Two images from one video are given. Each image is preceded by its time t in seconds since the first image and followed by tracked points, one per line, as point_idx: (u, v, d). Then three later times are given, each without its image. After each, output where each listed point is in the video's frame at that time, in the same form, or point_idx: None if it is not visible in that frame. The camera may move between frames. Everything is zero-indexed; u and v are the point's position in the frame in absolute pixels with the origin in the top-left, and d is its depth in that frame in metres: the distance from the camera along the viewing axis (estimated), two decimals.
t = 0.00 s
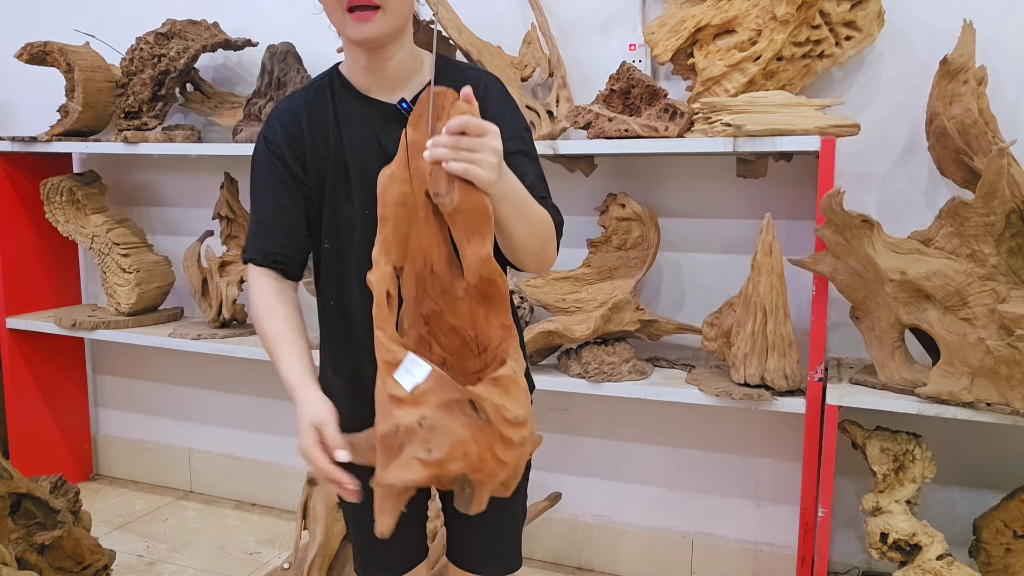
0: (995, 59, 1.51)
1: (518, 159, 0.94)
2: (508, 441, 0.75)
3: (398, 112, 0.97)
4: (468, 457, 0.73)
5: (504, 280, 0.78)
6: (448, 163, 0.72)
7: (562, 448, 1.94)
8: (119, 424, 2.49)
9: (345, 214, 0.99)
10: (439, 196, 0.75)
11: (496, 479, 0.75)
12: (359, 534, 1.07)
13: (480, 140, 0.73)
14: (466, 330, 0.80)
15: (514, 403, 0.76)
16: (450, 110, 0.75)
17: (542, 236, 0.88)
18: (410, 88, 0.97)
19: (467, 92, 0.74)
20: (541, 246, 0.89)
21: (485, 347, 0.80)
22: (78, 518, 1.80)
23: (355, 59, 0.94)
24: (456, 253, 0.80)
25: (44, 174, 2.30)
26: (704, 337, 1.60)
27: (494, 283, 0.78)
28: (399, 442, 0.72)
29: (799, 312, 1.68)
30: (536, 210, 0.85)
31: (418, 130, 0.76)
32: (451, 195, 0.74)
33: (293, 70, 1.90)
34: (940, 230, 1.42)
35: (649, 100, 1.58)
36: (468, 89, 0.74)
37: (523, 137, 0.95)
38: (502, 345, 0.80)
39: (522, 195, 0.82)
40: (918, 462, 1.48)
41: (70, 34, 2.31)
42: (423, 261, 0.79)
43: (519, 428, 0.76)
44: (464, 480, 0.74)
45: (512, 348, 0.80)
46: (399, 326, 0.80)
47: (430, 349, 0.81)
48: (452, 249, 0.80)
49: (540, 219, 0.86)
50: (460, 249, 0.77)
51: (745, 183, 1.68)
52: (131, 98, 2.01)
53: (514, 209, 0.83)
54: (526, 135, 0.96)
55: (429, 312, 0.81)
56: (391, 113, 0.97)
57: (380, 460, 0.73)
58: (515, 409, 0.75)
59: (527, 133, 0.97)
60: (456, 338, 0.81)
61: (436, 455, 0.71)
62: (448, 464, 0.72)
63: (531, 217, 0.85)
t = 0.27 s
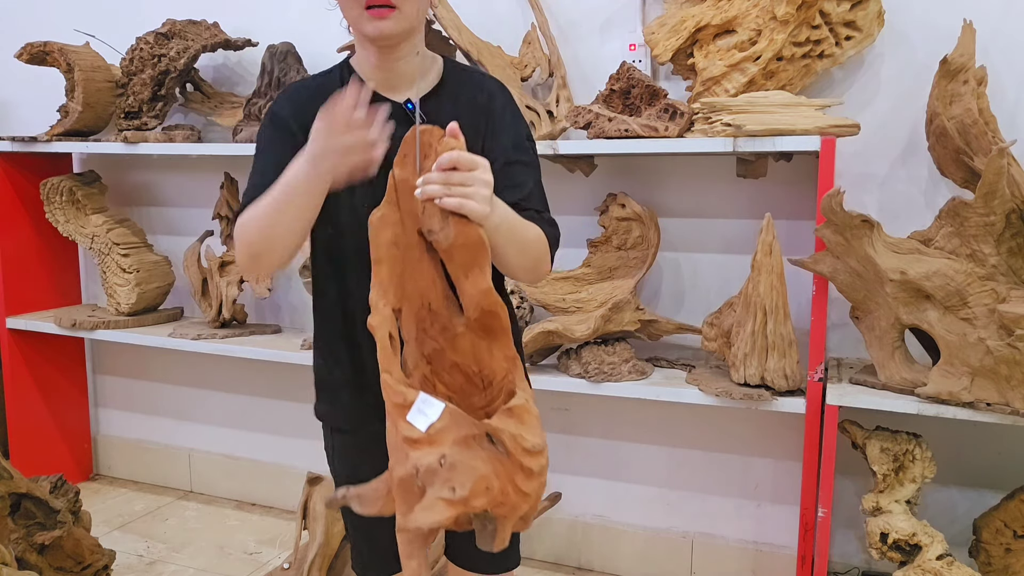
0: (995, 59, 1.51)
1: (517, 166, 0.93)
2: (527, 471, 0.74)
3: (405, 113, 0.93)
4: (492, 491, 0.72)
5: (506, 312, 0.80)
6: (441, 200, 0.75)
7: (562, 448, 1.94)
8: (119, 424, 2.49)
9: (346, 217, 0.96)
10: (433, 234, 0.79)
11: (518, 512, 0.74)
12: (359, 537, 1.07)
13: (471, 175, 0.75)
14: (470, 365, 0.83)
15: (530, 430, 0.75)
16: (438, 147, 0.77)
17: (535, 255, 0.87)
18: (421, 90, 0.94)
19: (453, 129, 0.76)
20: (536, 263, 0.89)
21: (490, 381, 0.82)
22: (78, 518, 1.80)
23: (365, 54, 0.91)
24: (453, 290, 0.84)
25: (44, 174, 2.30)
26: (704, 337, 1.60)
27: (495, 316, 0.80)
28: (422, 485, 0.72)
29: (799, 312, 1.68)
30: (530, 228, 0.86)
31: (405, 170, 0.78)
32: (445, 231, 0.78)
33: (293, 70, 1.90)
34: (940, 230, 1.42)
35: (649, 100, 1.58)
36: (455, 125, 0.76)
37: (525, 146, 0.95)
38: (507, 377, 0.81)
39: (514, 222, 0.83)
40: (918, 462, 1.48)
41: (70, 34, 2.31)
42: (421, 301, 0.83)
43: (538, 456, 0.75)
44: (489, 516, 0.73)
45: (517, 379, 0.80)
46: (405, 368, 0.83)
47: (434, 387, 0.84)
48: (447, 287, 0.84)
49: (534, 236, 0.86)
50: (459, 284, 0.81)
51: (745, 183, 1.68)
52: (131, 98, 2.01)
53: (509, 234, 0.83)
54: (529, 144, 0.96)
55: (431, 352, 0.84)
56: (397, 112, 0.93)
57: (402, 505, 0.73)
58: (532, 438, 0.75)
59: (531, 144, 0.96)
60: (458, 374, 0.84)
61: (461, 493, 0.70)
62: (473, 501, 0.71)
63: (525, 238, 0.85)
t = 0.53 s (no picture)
0: (995, 59, 1.51)
1: (525, 181, 0.91)
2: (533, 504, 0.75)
3: (424, 109, 0.85)
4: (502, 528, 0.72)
5: (500, 349, 0.80)
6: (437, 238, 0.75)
7: (562, 448, 1.94)
8: (119, 424, 2.49)
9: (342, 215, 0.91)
10: (428, 273, 0.77)
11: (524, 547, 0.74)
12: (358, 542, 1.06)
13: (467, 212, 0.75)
14: (463, 402, 0.82)
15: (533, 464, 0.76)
16: (431, 188, 0.77)
17: (529, 279, 0.89)
18: (448, 88, 0.87)
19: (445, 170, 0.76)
20: (528, 287, 0.90)
21: (483, 418, 0.81)
22: (78, 518, 1.80)
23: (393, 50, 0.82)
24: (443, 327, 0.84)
25: (44, 175, 2.30)
26: (703, 337, 1.60)
27: (489, 353, 0.80)
28: (434, 527, 0.71)
29: (799, 312, 1.68)
30: (521, 255, 0.87)
31: (395, 211, 0.78)
32: (441, 269, 0.77)
33: (292, 69, 1.90)
34: (940, 230, 1.42)
35: (649, 100, 1.58)
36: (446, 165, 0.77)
37: (539, 163, 0.92)
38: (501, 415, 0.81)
39: (507, 252, 0.84)
40: (918, 463, 1.48)
41: (70, 34, 2.31)
42: (413, 340, 0.82)
43: (541, 491, 0.76)
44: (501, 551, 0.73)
45: (512, 415, 0.80)
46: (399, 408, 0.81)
47: (427, 427, 0.82)
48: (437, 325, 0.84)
49: (528, 262, 0.88)
50: (453, 321, 0.80)
51: (745, 183, 1.68)
52: (131, 98, 2.01)
53: (502, 264, 0.84)
54: (542, 162, 0.92)
55: (423, 392, 0.83)
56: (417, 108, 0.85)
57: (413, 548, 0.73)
58: (536, 473, 0.75)
59: (546, 159, 0.93)
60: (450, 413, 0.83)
61: (474, 534, 0.70)
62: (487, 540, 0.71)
63: (517, 267, 0.86)
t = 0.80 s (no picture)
0: (995, 60, 1.51)
1: (530, 182, 0.91)
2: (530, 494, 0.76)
3: (439, 106, 0.91)
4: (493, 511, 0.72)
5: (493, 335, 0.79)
6: (433, 225, 0.74)
7: (562, 448, 1.94)
8: (119, 424, 2.49)
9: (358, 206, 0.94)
10: (421, 259, 0.76)
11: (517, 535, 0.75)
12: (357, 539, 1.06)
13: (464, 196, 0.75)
14: (456, 388, 0.82)
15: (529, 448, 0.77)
16: (423, 173, 0.77)
17: (525, 274, 0.87)
18: (463, 87, 0.92)
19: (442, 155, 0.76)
20: (525, 280, 0.88)
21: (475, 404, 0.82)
22: (78, 518, 1.80)
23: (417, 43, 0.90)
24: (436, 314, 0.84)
25: (44, 174, 2.30)
26: (703, 337, 1.60)
27: (482, 339, 0.79)
28: (433, 512, 0.71)
29: (799, 312, 1.68)
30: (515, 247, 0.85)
31: (387, 197, 0.78)
32: (434, 255, 0.75)
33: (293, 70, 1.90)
34: (940, 230, 1.42)
35: (649, 100, 1.58)
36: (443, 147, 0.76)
37: (544, 164, 0.91)
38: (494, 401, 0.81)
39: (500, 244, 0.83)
40: (918, 463, 1.48)
41: (70, 35, 2.31)
42: (405, 327, 0.82)
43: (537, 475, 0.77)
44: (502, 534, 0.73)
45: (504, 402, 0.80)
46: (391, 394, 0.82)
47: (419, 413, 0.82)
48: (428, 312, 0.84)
49: (524, 258, 0.86)
50: (445, 307, 0.78)
51: (744, 183, 1.68)
52: (131, 98, 2.01)
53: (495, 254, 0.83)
54: (549, 164, 0.92)
55: (415, 379, 0.83)
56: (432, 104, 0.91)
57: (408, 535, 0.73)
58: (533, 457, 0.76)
59: (554, 160, 0.92)
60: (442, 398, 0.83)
61: (474, 518, 0.70)
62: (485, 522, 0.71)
63: (512, 258, 0.85)
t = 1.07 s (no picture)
0: (995, 60, 1.51)
1: (540, 172, 0.91)
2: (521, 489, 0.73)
3: (446, 106, 0.91)
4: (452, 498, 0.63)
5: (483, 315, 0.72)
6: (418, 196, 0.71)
7: (562, 448, 1.94)
8: (119, 424, 2.49)
9: (364, 199, 0.95)
10: (417, 231, 0.73)
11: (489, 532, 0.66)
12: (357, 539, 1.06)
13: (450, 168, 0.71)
14: (462, 370, 0.73)
15: (467, 445, 0.63)
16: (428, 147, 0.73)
17: (540, 259, 0.84)
18: (470, 88, 0.93)
19: (439, 127, 0.73)
20: (541, 260, 0.84)
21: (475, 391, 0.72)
22: (78, 518, 1.80)
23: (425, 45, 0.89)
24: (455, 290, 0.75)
25: (44, 174, 2.30)
26: (703, 338, 1.60)
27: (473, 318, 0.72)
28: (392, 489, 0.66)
29: (799, 312, 1.68)
30: (530, 231, 0.82)
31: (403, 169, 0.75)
32: (426, 229, 0.72)
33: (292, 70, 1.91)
34: (940, 230, 1.42)
35: (649, 100, 1.58)
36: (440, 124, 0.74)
37: (554, 156, 0.91)
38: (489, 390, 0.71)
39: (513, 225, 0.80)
40: (918, 462, 1.48)
41: (70, 35, 2.31)
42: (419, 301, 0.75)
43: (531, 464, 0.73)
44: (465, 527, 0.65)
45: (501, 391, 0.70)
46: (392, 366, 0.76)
47: (425, 389, 0.75)
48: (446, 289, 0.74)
49: (540, 242, 0.83)
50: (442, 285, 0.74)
51: (744, 183, 1.68)
52: (131, 98, 2.01)
53: (509, 233, 0.80)
54: (558, 156, 0.92)
55: (428, 352, 0.75)
56: (440, 103, 0.91)
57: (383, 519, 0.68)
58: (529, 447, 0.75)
59: (561, 153, 0.93)
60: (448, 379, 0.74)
61: (372, 491, 0.60)
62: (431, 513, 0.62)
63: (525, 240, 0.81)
